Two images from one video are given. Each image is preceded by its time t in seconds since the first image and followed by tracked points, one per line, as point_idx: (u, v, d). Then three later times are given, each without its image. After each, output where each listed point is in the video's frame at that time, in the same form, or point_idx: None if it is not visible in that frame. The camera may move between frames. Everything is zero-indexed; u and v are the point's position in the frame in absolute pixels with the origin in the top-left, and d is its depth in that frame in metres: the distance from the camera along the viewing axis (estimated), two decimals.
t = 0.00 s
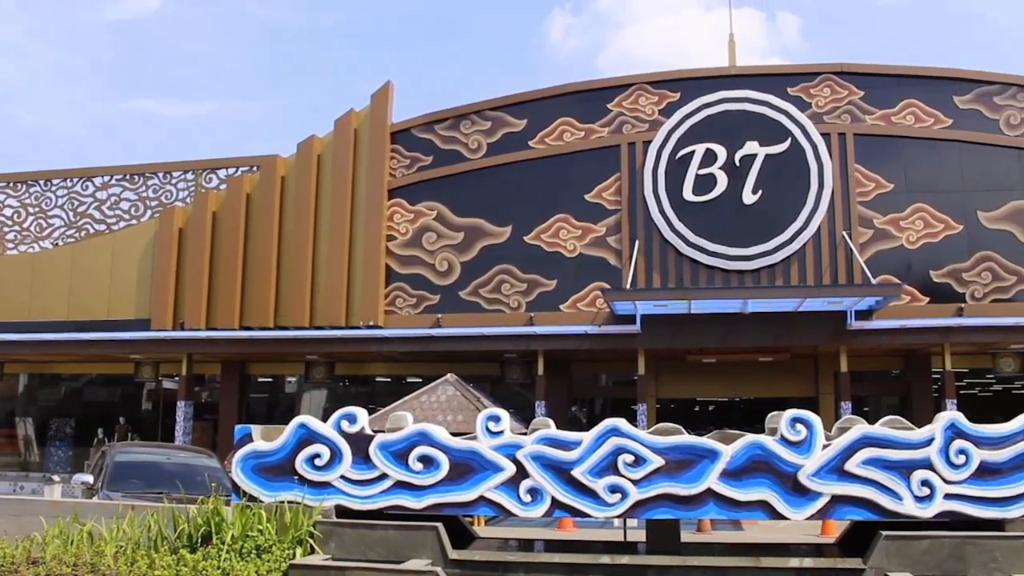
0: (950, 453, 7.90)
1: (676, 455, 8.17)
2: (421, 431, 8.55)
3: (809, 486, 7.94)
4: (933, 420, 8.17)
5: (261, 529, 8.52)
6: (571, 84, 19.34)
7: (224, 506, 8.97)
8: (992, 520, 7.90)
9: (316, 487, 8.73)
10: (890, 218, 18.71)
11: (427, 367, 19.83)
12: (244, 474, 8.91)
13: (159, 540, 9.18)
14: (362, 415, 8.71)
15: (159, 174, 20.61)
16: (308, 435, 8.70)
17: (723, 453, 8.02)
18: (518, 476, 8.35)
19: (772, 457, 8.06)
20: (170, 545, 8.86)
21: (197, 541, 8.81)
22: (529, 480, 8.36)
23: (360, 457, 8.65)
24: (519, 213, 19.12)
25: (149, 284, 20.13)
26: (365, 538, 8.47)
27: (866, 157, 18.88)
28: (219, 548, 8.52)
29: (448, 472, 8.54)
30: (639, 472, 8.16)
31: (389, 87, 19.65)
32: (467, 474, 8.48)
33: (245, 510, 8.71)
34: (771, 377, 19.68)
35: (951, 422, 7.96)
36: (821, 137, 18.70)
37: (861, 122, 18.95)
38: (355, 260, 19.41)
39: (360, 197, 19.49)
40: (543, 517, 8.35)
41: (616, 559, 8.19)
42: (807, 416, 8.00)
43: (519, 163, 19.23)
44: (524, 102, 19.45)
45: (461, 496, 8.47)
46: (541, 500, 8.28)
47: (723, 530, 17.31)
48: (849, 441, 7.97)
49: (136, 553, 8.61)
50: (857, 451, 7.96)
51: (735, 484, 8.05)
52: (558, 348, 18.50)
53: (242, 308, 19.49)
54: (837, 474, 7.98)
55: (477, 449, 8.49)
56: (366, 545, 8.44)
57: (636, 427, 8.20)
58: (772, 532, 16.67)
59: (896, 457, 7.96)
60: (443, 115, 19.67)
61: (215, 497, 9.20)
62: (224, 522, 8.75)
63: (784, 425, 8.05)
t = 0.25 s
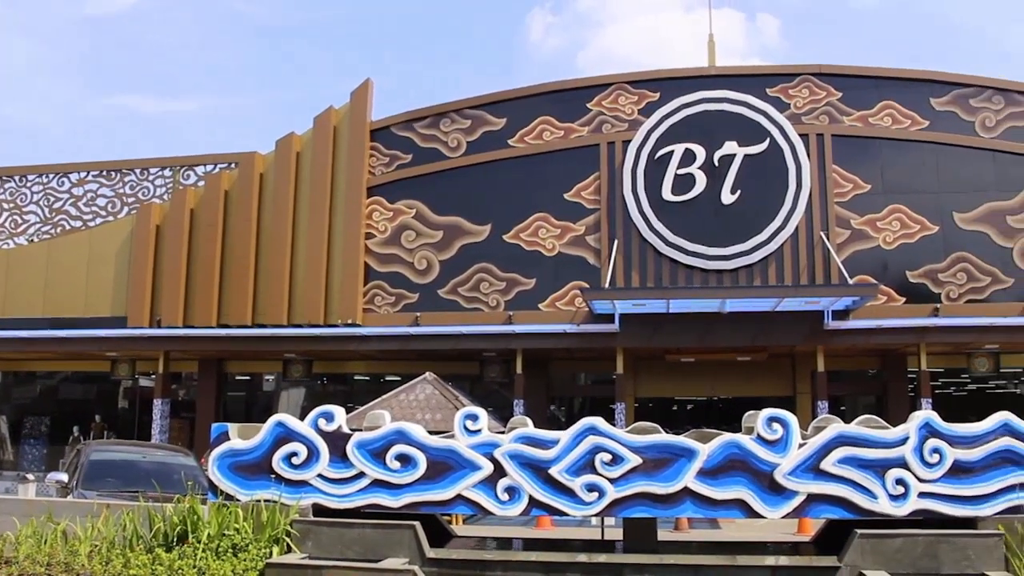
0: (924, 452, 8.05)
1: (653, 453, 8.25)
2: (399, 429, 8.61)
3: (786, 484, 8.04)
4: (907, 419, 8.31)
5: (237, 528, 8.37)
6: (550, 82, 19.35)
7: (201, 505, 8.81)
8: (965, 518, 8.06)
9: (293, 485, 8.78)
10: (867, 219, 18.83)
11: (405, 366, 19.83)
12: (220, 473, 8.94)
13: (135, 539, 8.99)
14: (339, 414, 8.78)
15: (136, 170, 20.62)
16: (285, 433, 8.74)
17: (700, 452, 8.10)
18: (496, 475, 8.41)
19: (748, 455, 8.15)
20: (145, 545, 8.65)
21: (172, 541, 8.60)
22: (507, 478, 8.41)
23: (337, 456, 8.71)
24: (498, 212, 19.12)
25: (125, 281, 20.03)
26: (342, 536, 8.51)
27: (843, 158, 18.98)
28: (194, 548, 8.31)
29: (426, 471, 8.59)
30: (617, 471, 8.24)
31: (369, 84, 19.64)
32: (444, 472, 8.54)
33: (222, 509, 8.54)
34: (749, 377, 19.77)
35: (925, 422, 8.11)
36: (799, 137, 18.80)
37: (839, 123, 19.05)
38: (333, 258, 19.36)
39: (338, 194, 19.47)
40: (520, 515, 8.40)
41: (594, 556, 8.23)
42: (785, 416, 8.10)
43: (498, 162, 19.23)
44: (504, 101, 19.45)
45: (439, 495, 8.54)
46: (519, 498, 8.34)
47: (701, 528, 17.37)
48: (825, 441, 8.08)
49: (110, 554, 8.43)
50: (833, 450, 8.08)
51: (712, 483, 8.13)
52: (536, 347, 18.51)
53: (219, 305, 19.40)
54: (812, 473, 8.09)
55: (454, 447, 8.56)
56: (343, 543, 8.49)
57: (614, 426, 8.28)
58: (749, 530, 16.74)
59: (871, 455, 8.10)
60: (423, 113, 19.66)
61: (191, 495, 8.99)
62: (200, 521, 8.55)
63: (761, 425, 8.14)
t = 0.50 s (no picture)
0: (894, 450, 8.13)
1: (626, 451, 8.28)
2: (371, 427, 8.57)
3: (757, 482, 8.08)
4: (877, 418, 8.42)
5: (209, 526, 8.47)
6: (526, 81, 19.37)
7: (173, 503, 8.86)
8: (934, 515, 8.14)
9: (265, 483, 8.73)
10: (840, 219, 18.98)
11: (379, 363, 19.83)
12: (193, 470, 8.87)
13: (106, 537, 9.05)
14: (313, 411, 8.71)
15: (109, 166, 20.42)
16: (257, 431, 8.67)
17: (673, 449, 8.12)
18: (469, 472, 8.42)
19: (720, 453, 8.19)
20: (117, 543, 8.74)
21: (144, 539, 8.69)
22: (480, 476, 8.41)
23: (310, 454, 8.67)
24: (473, 210, 19.13)
25: (97, 277, 19.88)
26: (315, 534, 8.49)
27: (817, 158, 19.11)
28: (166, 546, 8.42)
29: (399, 469, 8.57)
30: (590, 469, 8.23)
31: (344, 81, 19.61)
32: (417, 470, 8.52)
33: (193, 507, 8.63)
34: (722, 376, 19.89)
35: (895, 420, 8.19)
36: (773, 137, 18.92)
37: (813, 124, 19.18)
38: (307, 255, 19.30)
39: (313, 191, 19.45)
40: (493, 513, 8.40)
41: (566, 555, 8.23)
42: (757, 413, 8.17)
43: (474, 160, 19.23)
44: (479, 99, 19.46)
45: (412, 493, 8.52)
46: (492, 496, 8.33)
47: (673, 526, 17.47)
48: (796, 439, 8.15)
49: (80, 552, 8.45)
50: (804, 448, 8.14)
51: (685, 481, 8.16)
52: (511, 345, 18.54)
53: (192, 302, 19.31)
54: (784, 471, 8.13)
55: (428, 445, 8.56)
56: (316, 541, 8.47)
57: (586, 423, 8.30)
58: (721, 528, 16.85)
59: (842, 454, 8.16)
60: (398, 111, 19.63)
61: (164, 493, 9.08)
62: (172, 519, 8.65)
63: (733, 422, 8.20)
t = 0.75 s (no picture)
0: (862, 448, 8.46)
1: (596, 449, 8.56)
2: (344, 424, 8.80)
3: (727, 479, 8.37)
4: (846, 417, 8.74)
5: (179, 525, 8.41)
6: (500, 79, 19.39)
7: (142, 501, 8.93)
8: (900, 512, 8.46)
9: (237, 481, 8.90)
10: (811, 219, 19.13)
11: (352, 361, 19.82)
12: (163, 468, 9.02)
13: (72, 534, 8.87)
14: (284, 409, 8.91)
15: (80, 160, 20.21)
16: (229, 428, 8.86)
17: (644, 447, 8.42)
18: (441, 470, 8.64)
19: (690, 451, 8.50)
20: (84, 541, 8.58)
21: (112, 538, 8.56)
22: (452, 473, 8.64)
23: (282, 451, 8.86)
24: (447, 208, 19.13)
25: (67, 273, 19.70)
26: (286, 532, 8.49)
27: (789, 158, 19.24)
28: (135, 545, 8.32)
29: (371, 466, 8.79)
30: (562, 466, 8.51)
31: (317, 77, 19.57)
32: (389, 468, 8.75)
33: (163, 505, 8.57)
34: (694, 374, 20.02)
35: (863, 419, 8.53)
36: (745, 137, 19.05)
37: (785, 124, 19.31)
38: (280, 251, 19.24)
39: (286, 187, 19.38)
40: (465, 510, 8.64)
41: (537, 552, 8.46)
42: (728, 412, 8.48)
43: (448, 158, 19.22)
44: (454, 97, 19.46)
45: (383, 490, 8.74)
46: (465, 493, 8.57)
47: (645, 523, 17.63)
48: (767, 437, 8.47)
49: (47, 551, 8.38)
50: (775, 445, 8.46)
51: (655, 478, 8.44)
52: (484, 343, 18.56)
53: (163, 298, 19.18)
54: (754, 468, 8.44)
55: (399, 443, 8.80)
56: (287, 539, 8.47)
57: (558, 422, 8.57)
58: (693, 525, 16.97)
59: (810, 451, 8.49)
60: (372, 108, 19.59)
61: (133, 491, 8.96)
62: (141, 518, 8.55)
63: (703, 421, 8.51)
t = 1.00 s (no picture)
0: (824, 445, 8.61)
1: (562, 446, 8.65)
2: (309, 421, 8.84)
3: (692, 476, 8.50)
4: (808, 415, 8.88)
5: (142, 522, 8.41)
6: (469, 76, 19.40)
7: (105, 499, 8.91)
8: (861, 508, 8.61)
9: (201, 478, 8.92)
10: (777, 219, 19.31)
11: (319, 358, 19.77)
12: (126, 466, 9.04)
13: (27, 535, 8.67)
14: (249, 406, 8.94)
15: (43, 154, 20.00)
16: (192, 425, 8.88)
17: (609, 444, 8.53)
18: (406, 467, 8.70)
19: (655, 448, 8.61)
20: (42, 540, 8.44)
21: (72, 536, 8.44)
22: (418, 470, 8.71)
23: (246, 448, 8.87)
24: (415, 204, 19.12)
25: (29, 268, 19.46)
26: (250, 529, 8.45)
27: (755, 158, 19.42)
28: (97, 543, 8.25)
29: (336, 463, 8.83)
30: (527, 463, 8.60)
31: (286, 73, 19.48)
32: (354, 464, 8.79)
33: (126, 502, 8.57)
34: (661, 372, 20.15)
35: (825, 416, 8.68)
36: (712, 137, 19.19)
37: (751, 124, 19.48)
38: (247, 247, 19.15)
39: (253, 183, 19.28)
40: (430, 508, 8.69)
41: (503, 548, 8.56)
42: (691, 410, 8.59)
43: (416, 154, 19.21)
44: (422, 94, 19.45)
45: (349, 487, 8.78)
46: (430, 490, 8.64)
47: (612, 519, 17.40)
48: (730, 434, 8.58)
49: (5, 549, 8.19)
50: (738, 443, 8.58)
51: (620, 475, 8.55)
52: (451, 340, 18.57)
53: (128, 294, 19.01)
54: (717, 465, 8.56)
55: (364, 440, 8.83)
56: (251, 536, 8.43)
57: (523, 419, 8.65)
58: (658, 521, 17.06)
59: (773, 449, 8.62)
60: (341, 103, 19.53)
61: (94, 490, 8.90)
62: (103, 515, 8.48)
63: (668, 418, 8.61)
